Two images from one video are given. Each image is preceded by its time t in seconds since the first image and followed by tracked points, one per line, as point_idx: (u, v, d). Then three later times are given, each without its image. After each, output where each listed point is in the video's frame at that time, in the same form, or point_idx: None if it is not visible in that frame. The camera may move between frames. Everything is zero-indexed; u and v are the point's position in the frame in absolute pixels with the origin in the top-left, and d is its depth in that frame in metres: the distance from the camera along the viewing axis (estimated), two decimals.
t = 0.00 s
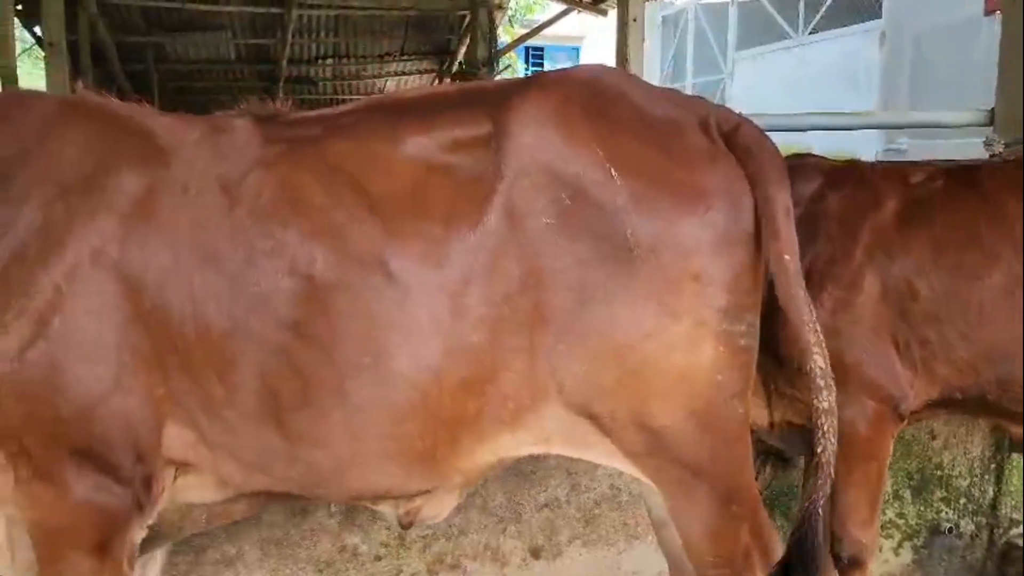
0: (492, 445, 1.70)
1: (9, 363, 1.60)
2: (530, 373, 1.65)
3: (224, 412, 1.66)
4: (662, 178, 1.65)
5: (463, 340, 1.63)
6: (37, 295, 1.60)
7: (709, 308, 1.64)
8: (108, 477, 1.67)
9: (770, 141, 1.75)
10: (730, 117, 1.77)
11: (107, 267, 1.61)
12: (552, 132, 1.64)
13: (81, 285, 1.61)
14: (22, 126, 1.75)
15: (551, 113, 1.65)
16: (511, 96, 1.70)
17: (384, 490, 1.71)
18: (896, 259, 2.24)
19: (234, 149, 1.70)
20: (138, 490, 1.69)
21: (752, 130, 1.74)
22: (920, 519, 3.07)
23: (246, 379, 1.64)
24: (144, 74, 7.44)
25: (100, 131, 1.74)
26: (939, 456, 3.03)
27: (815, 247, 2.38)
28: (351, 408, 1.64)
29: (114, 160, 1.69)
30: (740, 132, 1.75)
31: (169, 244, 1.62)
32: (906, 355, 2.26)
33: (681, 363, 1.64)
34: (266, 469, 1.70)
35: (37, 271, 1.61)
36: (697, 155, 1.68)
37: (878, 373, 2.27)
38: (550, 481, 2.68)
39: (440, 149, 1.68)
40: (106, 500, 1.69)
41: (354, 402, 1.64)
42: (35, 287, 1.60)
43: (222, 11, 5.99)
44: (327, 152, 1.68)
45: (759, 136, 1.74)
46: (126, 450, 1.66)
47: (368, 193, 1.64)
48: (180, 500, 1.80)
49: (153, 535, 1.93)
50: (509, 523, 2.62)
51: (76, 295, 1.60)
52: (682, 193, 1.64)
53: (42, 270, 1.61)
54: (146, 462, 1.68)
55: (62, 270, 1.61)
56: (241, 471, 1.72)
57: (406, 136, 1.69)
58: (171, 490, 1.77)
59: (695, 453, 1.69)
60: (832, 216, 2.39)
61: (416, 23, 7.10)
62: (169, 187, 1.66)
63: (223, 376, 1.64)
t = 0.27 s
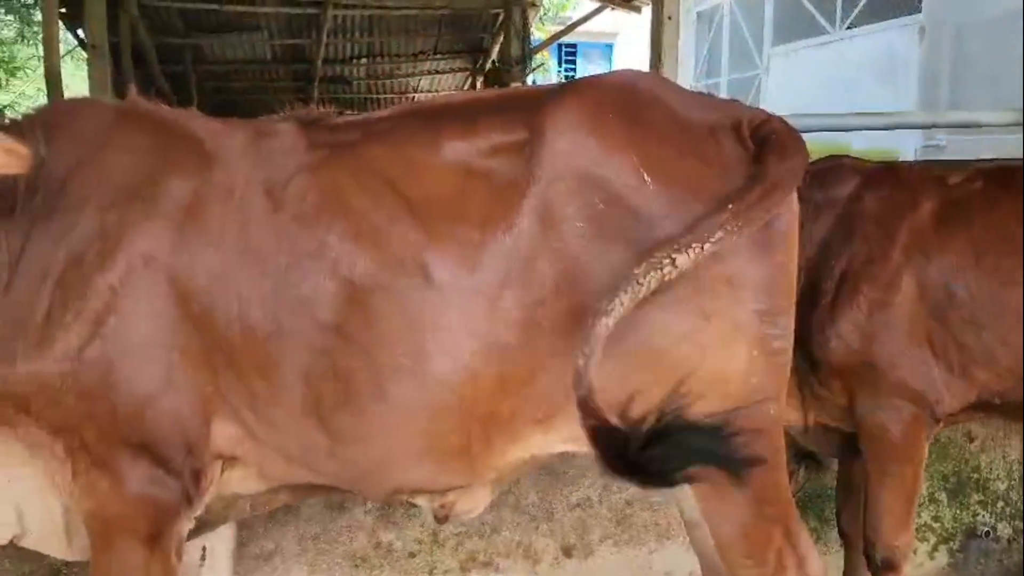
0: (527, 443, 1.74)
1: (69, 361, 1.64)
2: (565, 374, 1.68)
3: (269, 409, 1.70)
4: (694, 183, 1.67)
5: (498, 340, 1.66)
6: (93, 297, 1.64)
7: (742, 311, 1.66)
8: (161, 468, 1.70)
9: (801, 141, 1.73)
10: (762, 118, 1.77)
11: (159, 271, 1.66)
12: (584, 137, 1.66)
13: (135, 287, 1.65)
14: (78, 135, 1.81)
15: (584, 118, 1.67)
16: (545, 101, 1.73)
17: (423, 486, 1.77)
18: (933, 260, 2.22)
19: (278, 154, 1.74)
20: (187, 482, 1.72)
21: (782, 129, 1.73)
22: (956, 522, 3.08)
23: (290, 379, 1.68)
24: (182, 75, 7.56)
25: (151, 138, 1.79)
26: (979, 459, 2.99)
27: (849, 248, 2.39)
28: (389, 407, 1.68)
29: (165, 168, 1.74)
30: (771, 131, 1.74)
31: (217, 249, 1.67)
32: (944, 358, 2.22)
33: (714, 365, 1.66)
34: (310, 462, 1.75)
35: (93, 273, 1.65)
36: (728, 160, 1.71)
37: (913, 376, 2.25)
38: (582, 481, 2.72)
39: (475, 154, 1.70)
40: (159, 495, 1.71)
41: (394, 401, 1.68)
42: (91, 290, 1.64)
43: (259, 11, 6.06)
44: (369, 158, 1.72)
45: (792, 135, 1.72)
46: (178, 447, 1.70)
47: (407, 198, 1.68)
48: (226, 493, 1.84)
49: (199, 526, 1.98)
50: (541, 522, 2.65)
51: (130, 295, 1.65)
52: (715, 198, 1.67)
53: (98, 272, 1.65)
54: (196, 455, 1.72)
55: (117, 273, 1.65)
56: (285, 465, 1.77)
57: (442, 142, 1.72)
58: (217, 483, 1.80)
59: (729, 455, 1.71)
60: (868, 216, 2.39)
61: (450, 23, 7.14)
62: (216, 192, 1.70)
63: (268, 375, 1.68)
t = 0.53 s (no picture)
0: (543, 441, 1.77)
1: (110, 357, 1.70)
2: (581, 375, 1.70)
3: (296, 405, 1.75)
4: (706, 186, 1.69)
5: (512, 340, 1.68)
6: (132, 295, 1.70)
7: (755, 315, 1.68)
8: (195, 461, 1.77)
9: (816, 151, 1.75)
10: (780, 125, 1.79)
11: (193, 271, 1.71)
12: (599, 141, 1.69)
13: (168, 285, 1.70)
14: (117, 139, 1.87)
15: (600, 124, 1.70)
16: (564, 106, 1.75)
17: (443, 481, 1.83)
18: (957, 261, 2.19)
19: (306, 156, 1.79)
20: (221, 476, 1.79)
21: (799, 139, 1.74)
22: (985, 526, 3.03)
23: (316, 378, 1.73)
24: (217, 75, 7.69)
25: (185, 141, 1.85)
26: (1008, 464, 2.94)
27: (874, 249, 2.37)
28: (409, 406, 1.72)
29: (198, 171, 1.79)
30: (787, 139, 1.75)
31: (247, 250, 1.71)
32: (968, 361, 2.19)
33: (727, 368, 1.68)
34: (336, 455, 1.80)
35: (134, 271, 1.70)
36: (744, 164, 1.73)
37: (934, 379, 2.23)
38: (604, 480, 2.73)
39: (493, 158, 1.73)
40: (195, 486, 1.78)
41: (414, 398, 1.72)
42: (130, 288, 1.70)
43: (291, 11, 6.15)
44: (392, 161, 1.75)
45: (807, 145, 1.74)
46: (211, 442, 1.76)
47: (428, 201, 1.72)
48: (257, 485, 1.92)
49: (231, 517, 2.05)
50: (563, 520, 2.68)
51: (165, 292, 1.70)
52: (727, 202, 1.68)
53: (138, 270, 1.70)
54: (228, 451, 1.78)
55: (153, 272, 1.70)
56: (312, 458, 1.83)
57: (461, 146, 1.75)
58: (249, 476, 1.88)
59: (743, 456, 1.73)
60: (893, 218, 2.37)
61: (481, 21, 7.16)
62: (245, 195, 1.75)
63: (295, 372, 1.73)
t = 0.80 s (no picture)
0: (556, 438, 1.80)
1: (136, 355, 1.75)
2: (596, 375, 1.73)
3: (317, 404, 1.80)
4: (720, 189, 1.71)
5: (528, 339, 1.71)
6: (159, 293, 1.75)
7: (768, 317, 1.70)
8: (218, 458, 1.82)
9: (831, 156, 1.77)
10: (794, 130, 1.81)
11: (217, 271, 1.75)
12: (614, 144, 1.72)
13: (192, 286, 1.75)
14: (146, 143, 1.93)
15: (616, 128, 1.73)
16: (579, 110, 1.78)
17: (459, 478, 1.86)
18: (976, 262, 2.18)
19: (326, 160, 1.83)
20: (243, 471, 1.84)
21: (815, 145, 1.77)
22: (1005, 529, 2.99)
23: (336, 376, 1.77)
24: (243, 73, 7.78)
25: (211, 145, 1.90)
26: None
27: (892, 250, 2.35)
28: (426, 404, 1.76)
29: (223, 174, 1.84)
30: (803, 146, 1.78)
31: (271, 251, 1.76)
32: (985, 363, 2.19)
33: (740, 369, 1.70)
34: (356, 453, 1.84)
35: (160, 271, 1.76)
36: (757, 167, 1.74)
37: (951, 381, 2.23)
38: (619, 478, 2.79)
39: (511, 162, 1.77)
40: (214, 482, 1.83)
41: (430, 396, 1.75)
42: (157, 286, 1.75)
43: (317, 9, 6.22)
44: (411, 164, 1.79)
45: (821, 150, 1.76)
46: (234, 437, 1.80)
47: (444, 204, 1.75)
48: (279, 481, 1.97)
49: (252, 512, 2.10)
50: (579, 517, 2.71)
51: (189, 292, 1.75)
52: (741, 204, 1.70)
53: (163, 270, 1.76)
54: (251, 446, 1.83)
55: (180, 270, 1.75)
56: (332, 455, 1.87)
57: (479, 150, 1.78)
58: (272, 472, 1.93)
59: (755, 456, 1.75)
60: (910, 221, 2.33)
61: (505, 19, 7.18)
62: (268, 198, 1.79)
63: (317, 370, 1.77)
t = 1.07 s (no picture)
0: (574, 436, 1.83)
1: (158, 353, 1.79)
2: (612, 374, 1.75)
3: (337, 402, 1.83)
4: (737, 191, 1.72)
5: (547, 339, 1.74)
6: (181, 292, 1.79)
7: (784, 317, 1.71)
8: (240, 454, 1.85)
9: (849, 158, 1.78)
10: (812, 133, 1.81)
11: (239, 270, 1.78)
12: (632, 147, 1.74)
13: (215, 286, 1.78)
14: (168, 144, 1.96)
15: (634, 130, 1.75)
16: (597, 113, 1.80)
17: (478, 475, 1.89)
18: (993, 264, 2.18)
19: (346, 161, 1.85)
20: (263, 467, 1.87)
21: (833, 147, 1.78)
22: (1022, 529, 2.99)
23: (356, 374, 1.81)
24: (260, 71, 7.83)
25: (232, 146, 1.93)
26: None
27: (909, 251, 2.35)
28: (445, 402, 1.79)
29: (245, 175, 1.87)
30: (821, 148, 1.78)
31: (293, 251, 1.79)
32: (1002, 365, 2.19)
33: (755, 369, 1.72)
34: (376, 450, 1.87)
35: (181, 270, 1.79)
36: (775, 169, 1.75)
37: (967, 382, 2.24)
38: (634, 475, 2.76)
39: (529, 164, 1.79)
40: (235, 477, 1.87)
41: (449, 395, 1.78)
42: (179, 286, 1.79)
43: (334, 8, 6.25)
44: (429, 166, 1.82)
45: (838, 153, 1.77)
46: (255, 434, 1.84)
47: (463, 205, 1.77)
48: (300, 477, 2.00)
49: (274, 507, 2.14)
50: (595, 514, 2.73)
51: (211, 292, 1.78)
52: (758, 207, 1.72)
53: (186, 270, 1.79)
54: (271, 443, 1.86)
55: (202, 270, 1.79)
56: (352, 454, 1.90)
57: (499, 152, 1.81)
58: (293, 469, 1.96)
59: (770, 455, 1.77)
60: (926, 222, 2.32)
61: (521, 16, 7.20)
62: (289, 199, 1.82)
63: (338, 369, 1.80)
